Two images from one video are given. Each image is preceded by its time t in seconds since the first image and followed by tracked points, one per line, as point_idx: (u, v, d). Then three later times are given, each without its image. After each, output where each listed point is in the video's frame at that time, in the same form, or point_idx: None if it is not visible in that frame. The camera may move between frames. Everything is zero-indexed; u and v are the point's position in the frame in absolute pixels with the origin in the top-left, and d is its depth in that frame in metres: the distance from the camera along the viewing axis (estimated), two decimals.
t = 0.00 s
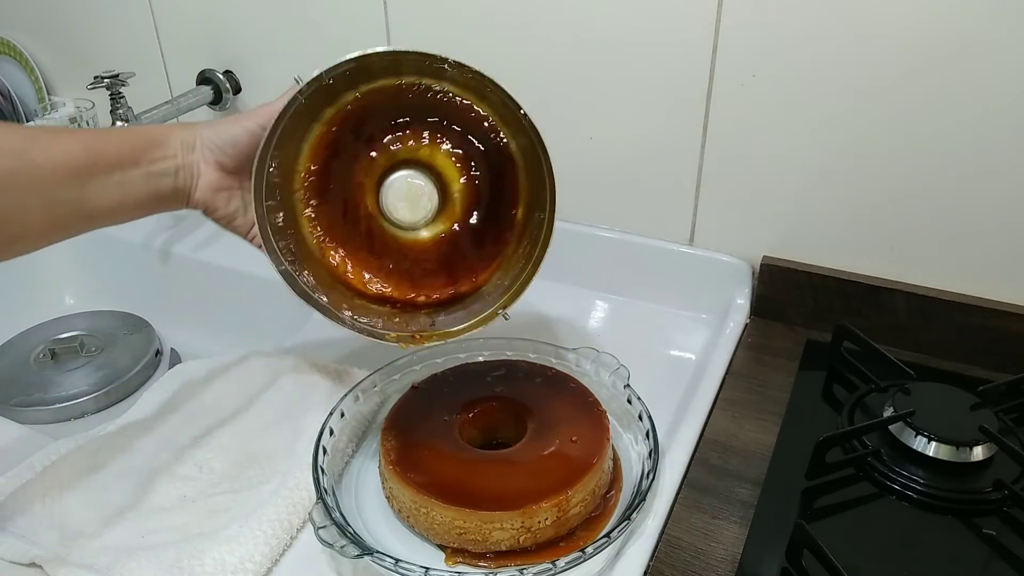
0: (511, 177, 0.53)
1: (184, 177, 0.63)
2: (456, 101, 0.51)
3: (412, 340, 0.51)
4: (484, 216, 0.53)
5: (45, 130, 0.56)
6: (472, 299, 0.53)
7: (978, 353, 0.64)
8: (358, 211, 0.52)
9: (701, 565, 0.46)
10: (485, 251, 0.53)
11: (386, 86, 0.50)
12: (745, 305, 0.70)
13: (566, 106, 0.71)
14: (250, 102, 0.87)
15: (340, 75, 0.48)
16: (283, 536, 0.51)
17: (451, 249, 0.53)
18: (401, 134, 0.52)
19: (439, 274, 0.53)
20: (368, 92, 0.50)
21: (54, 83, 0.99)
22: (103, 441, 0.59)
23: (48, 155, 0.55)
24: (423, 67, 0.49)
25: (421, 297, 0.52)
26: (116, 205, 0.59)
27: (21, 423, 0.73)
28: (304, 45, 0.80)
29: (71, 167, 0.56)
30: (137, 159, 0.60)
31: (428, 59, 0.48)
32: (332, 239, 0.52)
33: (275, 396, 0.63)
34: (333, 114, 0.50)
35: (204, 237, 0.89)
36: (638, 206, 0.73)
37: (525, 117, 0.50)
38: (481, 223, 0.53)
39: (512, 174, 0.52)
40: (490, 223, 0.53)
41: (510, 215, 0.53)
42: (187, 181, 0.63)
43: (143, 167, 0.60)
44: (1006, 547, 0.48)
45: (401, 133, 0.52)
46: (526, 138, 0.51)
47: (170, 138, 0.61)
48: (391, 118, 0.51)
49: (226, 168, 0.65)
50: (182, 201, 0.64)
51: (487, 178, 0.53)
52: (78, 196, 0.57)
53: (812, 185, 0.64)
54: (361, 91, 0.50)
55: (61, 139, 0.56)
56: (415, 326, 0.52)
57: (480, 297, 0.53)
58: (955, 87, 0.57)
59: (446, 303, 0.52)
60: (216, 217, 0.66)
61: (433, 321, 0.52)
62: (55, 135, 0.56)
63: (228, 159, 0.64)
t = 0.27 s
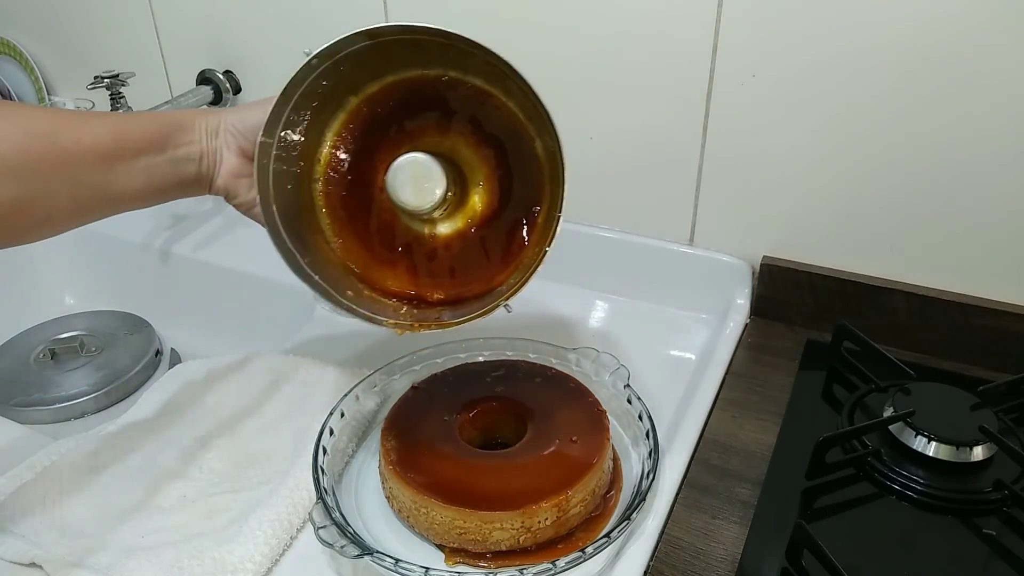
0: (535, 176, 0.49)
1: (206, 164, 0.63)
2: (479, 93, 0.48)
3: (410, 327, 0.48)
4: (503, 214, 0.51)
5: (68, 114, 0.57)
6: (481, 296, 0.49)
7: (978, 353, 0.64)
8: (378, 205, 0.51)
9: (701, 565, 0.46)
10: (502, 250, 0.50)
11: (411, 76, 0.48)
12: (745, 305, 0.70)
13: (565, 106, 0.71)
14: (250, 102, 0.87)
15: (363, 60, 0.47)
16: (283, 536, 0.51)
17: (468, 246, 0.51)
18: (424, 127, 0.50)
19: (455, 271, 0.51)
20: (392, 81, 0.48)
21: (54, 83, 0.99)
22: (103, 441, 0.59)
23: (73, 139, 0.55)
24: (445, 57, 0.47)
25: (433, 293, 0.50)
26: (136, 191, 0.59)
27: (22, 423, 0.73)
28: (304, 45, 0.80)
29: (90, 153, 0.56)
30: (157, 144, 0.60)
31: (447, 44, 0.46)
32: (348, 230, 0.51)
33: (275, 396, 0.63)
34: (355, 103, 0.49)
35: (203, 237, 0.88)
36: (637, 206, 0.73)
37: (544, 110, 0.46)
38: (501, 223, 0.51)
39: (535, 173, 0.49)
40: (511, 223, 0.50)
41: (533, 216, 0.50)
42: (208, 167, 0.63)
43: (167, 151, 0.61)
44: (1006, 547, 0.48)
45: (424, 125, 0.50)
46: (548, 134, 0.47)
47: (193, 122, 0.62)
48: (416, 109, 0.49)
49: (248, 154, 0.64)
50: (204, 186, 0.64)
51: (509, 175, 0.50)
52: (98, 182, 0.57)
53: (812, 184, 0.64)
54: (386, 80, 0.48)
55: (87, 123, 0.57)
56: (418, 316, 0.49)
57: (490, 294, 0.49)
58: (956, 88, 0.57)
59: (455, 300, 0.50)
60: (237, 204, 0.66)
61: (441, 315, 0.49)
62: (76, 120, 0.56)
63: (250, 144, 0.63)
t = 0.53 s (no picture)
0: (543, 180, 0.50)
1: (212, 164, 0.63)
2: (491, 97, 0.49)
3: (420, 325, 0.48)
4: (510, 218, 0.51)
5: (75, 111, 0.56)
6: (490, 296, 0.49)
7: (978, 353, 0.63)
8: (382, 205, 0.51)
9: (700, 565, 0.46)
10: (508, 253, 0.50)
11: (422, 80, 0.48)
12: (745, 305, 0.70)
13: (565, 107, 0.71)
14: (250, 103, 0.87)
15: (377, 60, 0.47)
16: (282, 536, 0.51)
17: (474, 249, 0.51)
18: (433, 128, 0.50)
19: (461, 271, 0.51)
20: (404, 85, 0.48)
21: (55, 83, 0.99)
22: (103, 442, 0.59)
23: (81, 137, 0.55)
24: (459, 62, 0.48)
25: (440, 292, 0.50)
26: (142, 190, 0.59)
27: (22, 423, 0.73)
28: (303, 45, 0.80)
29: (97, 152, 0.56)
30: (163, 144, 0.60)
31: (463, 49, 0.47)
32: (352, 232, 0.50)
33: (275, 397, 0.64)
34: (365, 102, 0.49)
35: (204, 236, 0.88)
36: (637, 206, 0.73)
37: (559, 117, 0.47)
38: (507, 228, 0.51)
39: (543, 179, 0.50)
40: (517, 229, 0.51)
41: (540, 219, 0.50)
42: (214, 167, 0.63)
43: (174, 150, 0.61)
44: (1006, 547, 0.48)
45: (432, 130, 0.50)
46: (560, 141, 0.48)
47: (202, 122, 0.62)
48: (426, 111, 0.50)
49: (256, 155, 0.64)
50: (210, 185, 0.64)
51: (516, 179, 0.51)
52: (104, 181, 0.57)
53: (812, 184, 0.64)
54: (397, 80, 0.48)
55: (95, 121, 0.57)
56: (427, 316, 0.48)
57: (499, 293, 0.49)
58: (956, 88, 0.57)
59: (463, 301, 0.50)
60: (244, 204, 0.66)
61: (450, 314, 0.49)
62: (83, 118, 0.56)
63: (258, 145, 0.63)
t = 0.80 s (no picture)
0: (539, 178, 0.50)
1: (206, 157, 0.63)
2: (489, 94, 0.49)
3: (418, 324, 0.48)
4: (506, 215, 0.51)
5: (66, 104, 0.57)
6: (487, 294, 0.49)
7: (978, 353, 0.63)
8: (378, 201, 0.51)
9: (701, 565, 0.46)
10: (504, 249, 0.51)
11: (419, 76, 0.48)
12: (745, 305, 0.70)
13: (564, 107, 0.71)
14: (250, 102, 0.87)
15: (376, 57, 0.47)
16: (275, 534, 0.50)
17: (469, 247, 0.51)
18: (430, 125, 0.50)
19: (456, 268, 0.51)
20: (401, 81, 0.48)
21: (55, 83, 0.99)
22: (103, 442, 0.59)
23: (70, 130, 0.56)
24: (456, 58, 0.48)
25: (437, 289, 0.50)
26: (135, 182, 0.60)
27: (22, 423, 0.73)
28: (304, 45, 0.80)
29: (87, 145, 0.57)
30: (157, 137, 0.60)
31: (461, 45, 0.47)
32: (347, 227, 0.50)
33: (275, 397, 0.63)
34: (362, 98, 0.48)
35: (203, 236, 0.88)
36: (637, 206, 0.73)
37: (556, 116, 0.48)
38: (503, 224, 0.51)
39: (540, 177, 0.50)
40: (512, 224, 0.51)
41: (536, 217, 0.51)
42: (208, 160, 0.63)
43: (167, 144, 0.61)
44: (1006, 547, 0.48)
45: (428, 125, 0.50)
46: (557, 138, 0.49)
47: (195, 115, 0.62)
48: (423, 108, 0.50)
49: (251, 148, 0.64)
50: (204, 179, 0.64)
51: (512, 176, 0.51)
52: (95, 174, 0.58)
53: (812, 184, 0.64)
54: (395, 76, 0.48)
55: (85, 115, 0.57)
56: (424, 313, 0.48)
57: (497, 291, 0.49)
58: (956, 88, 0.57)
59: (459, 297, 0.50)
60: (238, 197, 0.66)
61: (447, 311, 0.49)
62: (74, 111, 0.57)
63: (253, 138, 0.63)
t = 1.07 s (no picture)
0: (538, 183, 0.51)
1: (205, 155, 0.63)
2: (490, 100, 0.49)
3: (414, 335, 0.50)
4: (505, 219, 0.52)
5: (64, 101, 0.58)
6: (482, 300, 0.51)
7: (978, 353, 0.63)
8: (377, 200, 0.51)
9: (701, 565, 0.46)
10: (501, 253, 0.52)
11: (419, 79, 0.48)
12: (745, 305, 0.69)
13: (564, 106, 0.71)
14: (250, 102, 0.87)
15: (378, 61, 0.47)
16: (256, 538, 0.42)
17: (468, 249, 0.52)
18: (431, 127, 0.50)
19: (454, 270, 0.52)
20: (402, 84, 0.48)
21: (55, 83, 0.99)
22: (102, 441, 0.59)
23: (64, 128, 0.57)
24: (458, 61, 0.47)
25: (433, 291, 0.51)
26: (131, 180, 0.60)
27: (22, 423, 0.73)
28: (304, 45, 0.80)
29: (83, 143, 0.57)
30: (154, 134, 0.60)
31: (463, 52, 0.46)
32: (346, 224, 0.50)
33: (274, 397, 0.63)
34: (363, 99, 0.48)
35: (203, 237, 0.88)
36: (637, 206, 0.73)
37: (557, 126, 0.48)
38: (501, 226, 0.52)
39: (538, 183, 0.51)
40: (510, 227, 0.52)
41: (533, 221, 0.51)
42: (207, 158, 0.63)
43: (165, 141, 0.61)
44: (1006, 547, 0.47)
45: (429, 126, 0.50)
46: (557, 146, 0.49)
47: (193, 112, 0.61)
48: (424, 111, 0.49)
49: (249, 146, 0.63)
50: (203, 176, 0.64)
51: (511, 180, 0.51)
52: (92, 172, 0.58)
53: (812, 184, 0.64)
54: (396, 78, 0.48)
55: (81, 112, 0.58)
56: (420, 318, 0.51)
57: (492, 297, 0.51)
58: (955, 88, 0.57)
59: (455, 301, 0.51)
60: (238, 195, 0.66)
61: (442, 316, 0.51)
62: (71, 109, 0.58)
63: (252, 136, 0.63)
